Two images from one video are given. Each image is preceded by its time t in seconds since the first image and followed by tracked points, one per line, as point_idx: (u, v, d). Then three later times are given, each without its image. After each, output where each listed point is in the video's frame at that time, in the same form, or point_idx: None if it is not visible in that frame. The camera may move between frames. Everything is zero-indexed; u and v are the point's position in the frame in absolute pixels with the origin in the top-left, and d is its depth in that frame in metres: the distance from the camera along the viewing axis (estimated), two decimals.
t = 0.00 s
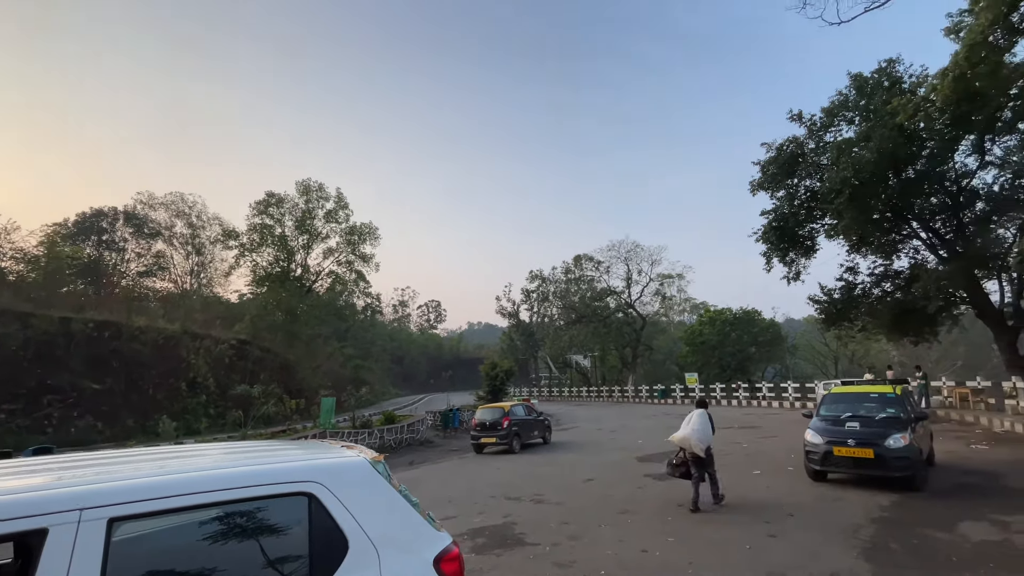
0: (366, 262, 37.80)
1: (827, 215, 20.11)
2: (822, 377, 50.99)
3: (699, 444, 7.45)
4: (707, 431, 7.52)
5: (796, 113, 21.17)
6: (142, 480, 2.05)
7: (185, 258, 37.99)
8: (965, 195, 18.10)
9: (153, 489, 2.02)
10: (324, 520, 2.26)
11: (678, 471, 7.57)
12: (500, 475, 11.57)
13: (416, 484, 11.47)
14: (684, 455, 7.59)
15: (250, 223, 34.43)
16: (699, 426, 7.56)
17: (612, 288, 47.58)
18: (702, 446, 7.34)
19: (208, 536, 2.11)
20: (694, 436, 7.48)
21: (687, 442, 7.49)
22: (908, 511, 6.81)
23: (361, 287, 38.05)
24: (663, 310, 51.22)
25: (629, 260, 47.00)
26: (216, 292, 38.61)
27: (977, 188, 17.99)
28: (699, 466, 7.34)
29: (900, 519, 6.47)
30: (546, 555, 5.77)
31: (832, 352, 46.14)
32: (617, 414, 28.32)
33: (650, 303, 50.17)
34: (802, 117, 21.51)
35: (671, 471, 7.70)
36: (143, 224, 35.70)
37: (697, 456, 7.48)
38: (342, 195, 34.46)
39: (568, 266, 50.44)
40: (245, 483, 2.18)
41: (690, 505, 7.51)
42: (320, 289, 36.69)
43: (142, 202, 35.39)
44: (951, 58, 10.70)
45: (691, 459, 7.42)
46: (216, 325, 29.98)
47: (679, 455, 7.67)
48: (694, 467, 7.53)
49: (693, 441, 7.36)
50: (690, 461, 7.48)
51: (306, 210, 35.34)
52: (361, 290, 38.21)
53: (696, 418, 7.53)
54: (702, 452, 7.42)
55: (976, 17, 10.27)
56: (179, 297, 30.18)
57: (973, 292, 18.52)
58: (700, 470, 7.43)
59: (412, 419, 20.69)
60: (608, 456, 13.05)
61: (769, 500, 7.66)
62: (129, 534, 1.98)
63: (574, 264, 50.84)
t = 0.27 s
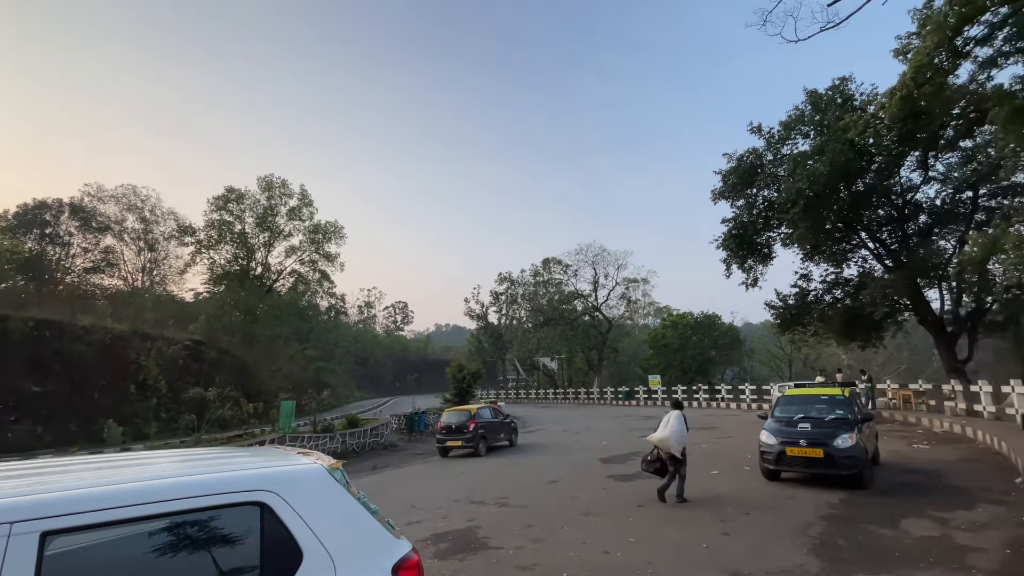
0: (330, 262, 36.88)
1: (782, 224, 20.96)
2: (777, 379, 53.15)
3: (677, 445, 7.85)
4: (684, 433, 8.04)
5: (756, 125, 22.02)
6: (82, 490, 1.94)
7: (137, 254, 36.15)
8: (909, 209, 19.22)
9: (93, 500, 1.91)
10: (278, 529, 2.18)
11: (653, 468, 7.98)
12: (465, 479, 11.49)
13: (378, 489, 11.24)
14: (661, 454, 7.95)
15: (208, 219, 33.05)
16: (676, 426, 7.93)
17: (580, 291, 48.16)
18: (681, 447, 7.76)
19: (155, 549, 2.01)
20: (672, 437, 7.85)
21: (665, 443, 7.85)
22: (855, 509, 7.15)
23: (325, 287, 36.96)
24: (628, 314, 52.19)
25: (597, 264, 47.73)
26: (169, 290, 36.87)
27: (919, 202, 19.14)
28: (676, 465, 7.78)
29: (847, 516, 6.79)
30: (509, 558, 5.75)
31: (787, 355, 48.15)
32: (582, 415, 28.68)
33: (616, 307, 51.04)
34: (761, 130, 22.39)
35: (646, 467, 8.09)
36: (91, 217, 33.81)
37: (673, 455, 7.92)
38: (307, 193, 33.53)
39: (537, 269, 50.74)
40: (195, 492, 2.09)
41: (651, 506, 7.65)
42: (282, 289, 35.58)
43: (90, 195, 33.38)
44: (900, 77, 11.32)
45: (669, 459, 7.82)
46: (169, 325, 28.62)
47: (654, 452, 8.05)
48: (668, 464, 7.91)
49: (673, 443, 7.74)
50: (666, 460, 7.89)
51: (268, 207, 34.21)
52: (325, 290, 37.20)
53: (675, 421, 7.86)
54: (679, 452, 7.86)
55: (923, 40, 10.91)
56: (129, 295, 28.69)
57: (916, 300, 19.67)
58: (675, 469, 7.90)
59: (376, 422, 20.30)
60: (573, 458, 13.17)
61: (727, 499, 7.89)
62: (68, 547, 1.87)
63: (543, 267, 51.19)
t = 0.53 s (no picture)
0: (287, 260, 35.76)
1: (736, 232, 21.80)
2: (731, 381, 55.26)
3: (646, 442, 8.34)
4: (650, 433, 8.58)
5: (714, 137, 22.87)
6: (7, 502, 1.81)
7: (76, 247, 33.86)
8: (853, 221, 20.39)
9: (19, 512, 1.79)
10: (222, 538, 2.08)
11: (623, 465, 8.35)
12: (424, 482, 11.34)
13: (335, 494, 10.92)
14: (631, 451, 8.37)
15: (155, 212, 31.32)
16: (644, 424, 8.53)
17: (543, 293, 48.55)
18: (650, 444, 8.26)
19: (92, 561, 1.90)
20: (643, 435, 8.30)
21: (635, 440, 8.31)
22: (800, 505, 7.51)
23: (282, 286, 35.83)
24: (591, 317, 53.00)
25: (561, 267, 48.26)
26: (111, 286, 34.68)
27: (861, 215, 20.33)
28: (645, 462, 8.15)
29: (792, 512, 7.12)
30: (467, 562, 5.71)
31: (740, 358, 50.12)
32: (544, 417, 28.90)
33: (579, 309, 51.74)
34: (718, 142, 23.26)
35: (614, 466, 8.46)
36: (24, 207, 30.43)
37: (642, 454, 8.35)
38: (264, 187, 32.33)
39: (502, 270, 50.82)
40: (134, 502, 1.97)
41: (608, 506, 7.78)
42: (235, 288, 34.30)
43: (25, 182, 30.90)
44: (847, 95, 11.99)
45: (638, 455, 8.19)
46: (110, 324, 26.93)
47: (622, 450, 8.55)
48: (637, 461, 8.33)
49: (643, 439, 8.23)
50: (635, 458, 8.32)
51: (222, 201, 32.79)
52: (282, 289, 36.06)
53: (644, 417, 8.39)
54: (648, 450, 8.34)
55: (868, 61, 11.61)
56: (66, 291, 26.81)
57: (858, 307, 20.88)
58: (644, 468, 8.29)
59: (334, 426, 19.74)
60: (534, 460, 13.24)
61: (681, 498, 8.13)
62: None
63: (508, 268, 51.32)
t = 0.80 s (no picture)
0: (237, 257, 34.31)
1: (690, 240, 22.59)
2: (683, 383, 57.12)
3: (609, 440, 8.80)
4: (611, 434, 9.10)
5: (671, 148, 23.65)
6: None
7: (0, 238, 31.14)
8: (797, 232, 21.53)
9: None
10: (156, 548, 1.97)
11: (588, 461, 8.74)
12: (379, 487, 11.11)
13: (284, 501, 10.53)
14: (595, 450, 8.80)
15: (92, 203, 29.30)
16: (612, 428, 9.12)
17: (505, 296, 48.62)
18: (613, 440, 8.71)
19: None
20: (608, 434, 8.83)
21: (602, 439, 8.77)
22: (745, 503, 7.85)
23: (231, 284, 34.73)
24: (551, 320, 53.50)
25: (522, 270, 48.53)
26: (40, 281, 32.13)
27: (804, 226, 21.50)
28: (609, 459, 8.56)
29: (737, 509, 7.43)
30: (420, 566, 5.64)
31: (692, 361, 51.89)
32: (502, 419, 28.91)
33: (539, 312, 52.15)
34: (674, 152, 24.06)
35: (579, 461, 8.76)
36: None
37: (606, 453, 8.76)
38: (214, 180, 30.84)
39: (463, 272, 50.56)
40: (60, 512, 1.85)
41: (564, 507, 7.87)
42: (179, 285, 32.93)
43: None
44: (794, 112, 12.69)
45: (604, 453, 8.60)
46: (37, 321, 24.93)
47: (589, 452, 9.03)
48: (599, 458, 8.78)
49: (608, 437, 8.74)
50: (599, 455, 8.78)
51: (167, 193, 31.07)
52: (230, 287, 34.61)
53: (609, 417, 9.03)
54: (612, 448, 8.75)
55: (813, 81, 12.32)
56: None
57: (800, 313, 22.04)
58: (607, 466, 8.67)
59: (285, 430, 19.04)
60: (492, 462, 13.22)
61: (634, 497, 8.33)
62: None
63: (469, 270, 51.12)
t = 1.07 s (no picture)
0: (176, 252, 32.26)
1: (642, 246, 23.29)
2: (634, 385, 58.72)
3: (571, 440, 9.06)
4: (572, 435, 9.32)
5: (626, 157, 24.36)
6: None
7: None
8: (740, 242, 22.64)
9: None
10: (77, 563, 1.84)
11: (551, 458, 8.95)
12: (326, 493, 10.76)
13: (223, 509, 10.02)
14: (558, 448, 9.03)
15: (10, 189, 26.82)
16: (574, 428, 9.26)
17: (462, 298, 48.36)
18: (574, 441, 8.84)
19: None
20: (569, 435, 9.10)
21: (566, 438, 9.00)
22: (689, 500, 8.17)
23: (169, 281, 32.35)
24: (507, 322, 53.65)
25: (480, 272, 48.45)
26: None
27: (747, 236, 22.63)
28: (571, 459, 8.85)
29: (682, 507, 7.72)
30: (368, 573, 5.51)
31: (643, 364, 53.42)
32: (456, 422, 28.69)
33: (496, 315, 52.20)
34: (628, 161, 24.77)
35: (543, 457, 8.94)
36: None
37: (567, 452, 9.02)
38: (152, 169, 28.96)
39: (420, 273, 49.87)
40: None
41: (515, 509, 7.91)
42: (110, 280, 30.38)
43: None
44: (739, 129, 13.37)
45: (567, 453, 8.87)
46: None
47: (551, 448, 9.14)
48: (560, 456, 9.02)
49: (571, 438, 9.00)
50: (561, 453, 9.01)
51: (99, 181, 28.93)
52: (168, 284, 32.49)
53: (572, 417, 9.21)
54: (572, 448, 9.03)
55: (758, 100, 13.02)
56: None
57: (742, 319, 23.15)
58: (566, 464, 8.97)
59: (225, 436, 18.07)
60: (445, 466, 13.09)
61: (585, 497, 8.48)
62: None
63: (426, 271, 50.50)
